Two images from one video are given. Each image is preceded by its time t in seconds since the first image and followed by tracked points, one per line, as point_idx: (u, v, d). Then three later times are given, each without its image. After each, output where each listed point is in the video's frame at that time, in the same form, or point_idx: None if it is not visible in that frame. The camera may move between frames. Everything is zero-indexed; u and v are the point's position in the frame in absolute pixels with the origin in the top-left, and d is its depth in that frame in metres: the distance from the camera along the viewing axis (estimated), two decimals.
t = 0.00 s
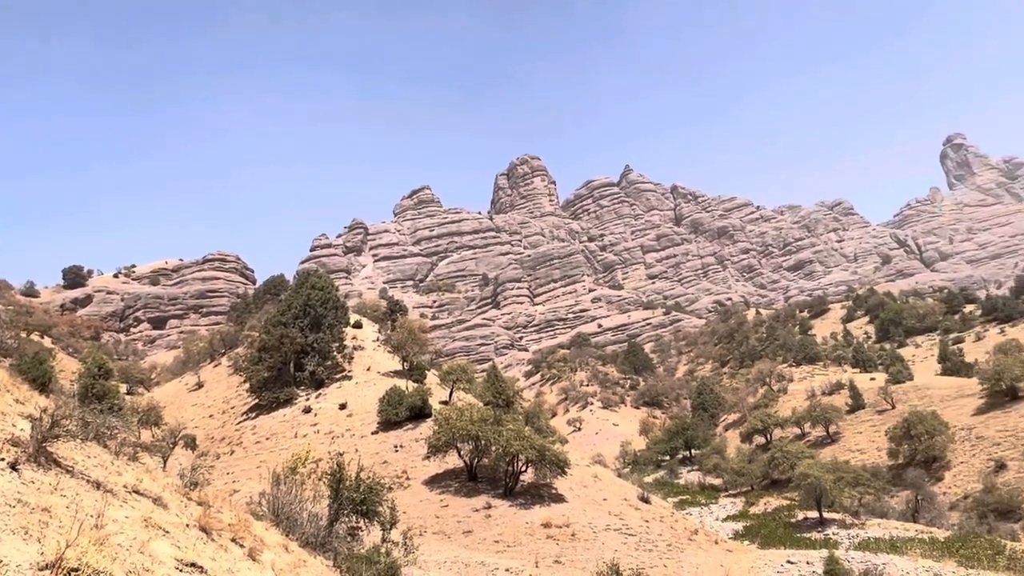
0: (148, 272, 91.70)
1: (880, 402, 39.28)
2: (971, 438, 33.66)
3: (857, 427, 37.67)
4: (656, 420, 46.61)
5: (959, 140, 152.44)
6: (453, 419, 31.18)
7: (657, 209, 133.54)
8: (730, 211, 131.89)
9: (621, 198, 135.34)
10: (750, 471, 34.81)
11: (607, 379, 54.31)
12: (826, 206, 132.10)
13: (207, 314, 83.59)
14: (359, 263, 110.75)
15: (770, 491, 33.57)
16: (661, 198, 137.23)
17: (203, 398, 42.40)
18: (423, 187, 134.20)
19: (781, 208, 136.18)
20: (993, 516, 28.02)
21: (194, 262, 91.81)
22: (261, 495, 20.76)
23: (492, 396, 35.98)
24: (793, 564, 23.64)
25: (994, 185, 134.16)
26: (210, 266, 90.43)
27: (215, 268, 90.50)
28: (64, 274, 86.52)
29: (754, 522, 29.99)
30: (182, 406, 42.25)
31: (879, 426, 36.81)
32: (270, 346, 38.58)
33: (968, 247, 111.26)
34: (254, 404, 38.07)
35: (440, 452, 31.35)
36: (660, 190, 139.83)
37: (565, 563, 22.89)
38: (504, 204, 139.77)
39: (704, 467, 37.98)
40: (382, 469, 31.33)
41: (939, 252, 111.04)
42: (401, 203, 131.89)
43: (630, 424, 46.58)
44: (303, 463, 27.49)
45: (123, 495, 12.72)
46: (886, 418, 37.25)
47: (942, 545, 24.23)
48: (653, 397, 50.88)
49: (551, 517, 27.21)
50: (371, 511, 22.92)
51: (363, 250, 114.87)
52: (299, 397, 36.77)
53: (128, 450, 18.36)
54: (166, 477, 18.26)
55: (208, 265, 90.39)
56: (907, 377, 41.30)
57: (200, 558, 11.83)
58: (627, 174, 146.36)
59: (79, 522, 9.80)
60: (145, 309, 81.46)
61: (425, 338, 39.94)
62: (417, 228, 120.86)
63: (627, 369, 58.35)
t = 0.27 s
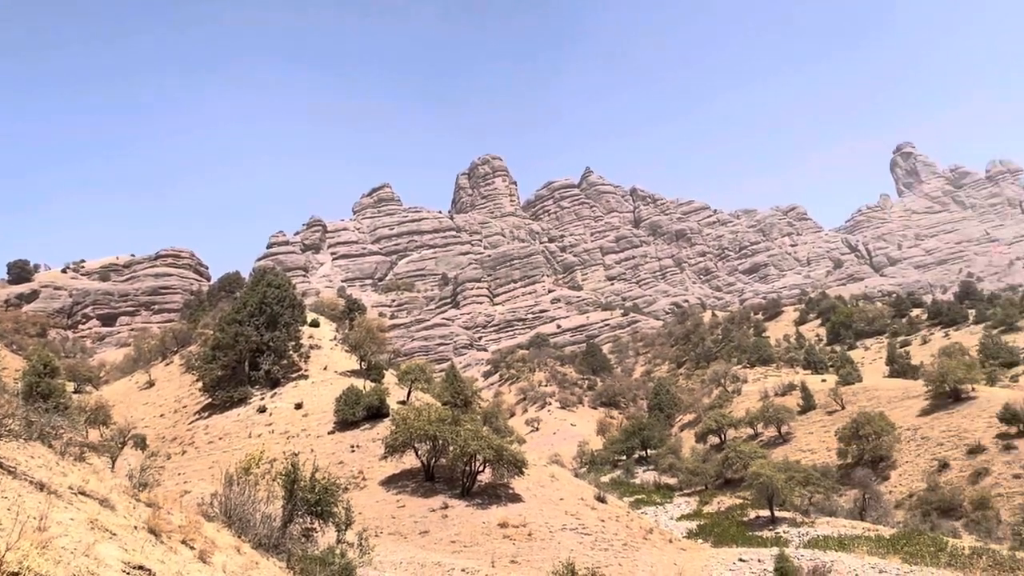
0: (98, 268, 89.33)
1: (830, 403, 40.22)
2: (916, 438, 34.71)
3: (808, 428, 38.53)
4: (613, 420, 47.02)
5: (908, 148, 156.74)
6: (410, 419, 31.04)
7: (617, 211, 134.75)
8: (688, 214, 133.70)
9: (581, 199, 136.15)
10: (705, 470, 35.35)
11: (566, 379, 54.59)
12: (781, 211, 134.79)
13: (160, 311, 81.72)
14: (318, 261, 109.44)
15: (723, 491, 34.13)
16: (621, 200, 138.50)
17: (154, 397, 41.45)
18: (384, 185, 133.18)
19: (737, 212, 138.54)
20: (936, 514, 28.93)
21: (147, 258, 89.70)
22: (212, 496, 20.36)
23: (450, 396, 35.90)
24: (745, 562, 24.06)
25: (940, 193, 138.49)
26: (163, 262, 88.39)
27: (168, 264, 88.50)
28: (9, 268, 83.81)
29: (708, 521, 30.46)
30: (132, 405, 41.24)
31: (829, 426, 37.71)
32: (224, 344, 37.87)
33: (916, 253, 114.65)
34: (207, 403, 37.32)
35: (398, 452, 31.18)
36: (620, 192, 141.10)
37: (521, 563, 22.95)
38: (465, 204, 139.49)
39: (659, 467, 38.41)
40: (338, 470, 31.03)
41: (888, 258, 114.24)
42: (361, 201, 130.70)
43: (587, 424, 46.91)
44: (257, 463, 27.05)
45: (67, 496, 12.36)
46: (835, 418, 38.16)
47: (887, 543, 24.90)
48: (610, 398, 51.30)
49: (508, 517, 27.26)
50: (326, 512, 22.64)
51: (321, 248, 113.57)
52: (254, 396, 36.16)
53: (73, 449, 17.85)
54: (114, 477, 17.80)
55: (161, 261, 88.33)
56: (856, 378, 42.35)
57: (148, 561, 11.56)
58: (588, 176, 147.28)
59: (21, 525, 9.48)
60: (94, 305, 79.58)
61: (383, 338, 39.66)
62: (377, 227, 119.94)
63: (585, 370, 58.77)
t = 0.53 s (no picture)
0: (46, 264, 86.76)
1: (784, 404, 41.02)
2: (865, 439, 35.62)
3: (763, 428, 39.24)
4: (572, 421, 47.27)
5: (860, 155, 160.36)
6: (369, 419, 30.80)
7: (578, 213, 135.53)
8: (648, 217, 135.08)
9: (543, 201, 136.58)
10: (662, 470, 35.76)
11: (525, 380, 54.69)
12: (738, 215, 137.03)
13: (111, 309, 79.62)
14: (276, 259, 107.84)
15: (679, 490, 34.58)
16: (582, 202, 139.32)
17: (104, 397, 40.40)
18: (344, 183, 131.85)
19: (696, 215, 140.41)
20: (884, 512, 29.70)
21: (98, 255, 87.36)
22: (164, 498, 19.91)
23: (409, 396, 35.71)
24: (699, 561, 24.41)
25: (891, 200, 142.18)
26: (115, 259, 86.08)
27: (120, 261, 86.21)
28: None
29: (664, 520, 30.83)
30: (81, 405, 40.12)
31: (783, 426, 38.46)
32: (178, 343, 37.07)
33: (867, 258, 117.65)
34: (159, 403, 36.49)
35: (356, 453, 30.91)
36: (581, 194, 141.91)
37: (478, 563, 22.96)
38: (427, 203, 138.84)
39: (617, 467, 38.72)
40: (294, 471, 30.64)
41: (841, 262, 117.02)
42: (320, 199, 129.18)
43: (547, 425, 47.11)
44: (211, 465, 26.55)
45: (11, 500, 11.97)
46: (789, 419, 38.93)
47: (838, 541, 25.46)
48: (570, 398, 51.54)
49: (466, 518, 27.22)
50: (282, 514, 22.25)
51: (280, 246, 111.58)
52: (209, 396, 35.47)
53: (18, 451, 17.30)
54: (60, 479, 17.30)
55: (113, 258, 86.02)
56: (809, 380, 43.25)
57: (95, 565, 11.27)
58: (549, 177, 147.79)
59: None
60: (42, 303, 77.77)
61: (342, 337, 39.27)
62: (336, 224, 118.60)
63: (545, 370, 59.01)
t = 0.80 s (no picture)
0: None
1: (744, 404, 41.65)
2: (822, 438, 36.34)
3: (723, 428, 39.79)
4: (536, 421, 47.40)
5: (819, 160, 163.31)
6: (330, 420, 30.52)
7: (543, 214, 135.97)
8: (613, 219, 136.04)
9: (508, 201, 136.66)
10: (624, 470, 36.06)
11: (490, 381, 54.66)
12: (701, 218, 138.78)
13: (64, 307, 77.69)
14: (237, 258, 106.16)
15: (641, 490, 34.89)
16: (547, 203, 139.77)
17: (57, 398, 39.36)
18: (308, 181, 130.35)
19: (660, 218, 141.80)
20: (840, 510, 30.33)
21: (52, 252, 85.23)
22: (118, 502, 19.43)
23: (372, 397, 35.45)
24: (660, 560, 24.67)
25: (849, 205, 145.18)
26: (70, 256, 84.00)
27: (75, 258, 84.13)
28: None
29: (626, 520, 31.07)
30: (32, 406, 39.03)
31: (743, 427, 39.04)
32: (134, 343, 36.27)
33: (826, 261, 120.10)
34: (114, 404, 35.65)
35: (317, 455, 30.60)
36: (546, 195, 142.35)
37: (441, 565, 22.90)
38: (391, 203, 137.96)
39: (580, 467, 38.91)
40: (254, 473, 30.20)
41: (800, 265, 119.25)
42: (283, 197, 127.53)
43: (510, 425, 47.17)
44: (168, 467, 26.04)
45: None
46: (749, 419, 39.53)
47: (794, 539, 25.93)
48: (534, 399, 51.65)
49: (429, 519, 27.13)
50: (240, 517, 21.83)
51: (240, 244, 109.71)
52: (166, 397, 34.76)
53: None
54: (9, 483, 16.79)
55: (67, 255, 83.94)
56: (769, 381, 43.96)
57: (44, 570, 10.99)
58: (515, 178, 147.92)
59: None
60: None
61: (304, 337, 38.82)
62: (299, 223, 117.17)
63: (509, 371, 59.08)
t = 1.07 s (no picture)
0: None
1: (711, 405, 42.10)
2: (787, 438, 36.88)
3: (691, 428, 40.19)
4: (505, 422, 47.41)
5: (787, 164, 165.59)
6: (298, 422, 30.22)
7: (513, 216, 136.17)
8: (583, 220, 136.68)
9: (479, 202, 136.57)
10: (593, 471, 36.25)
11: (459, 381, 54.57)
12: (670, 221, 140.06)
13: (24, 306, 76.00)
14: (203, 258, 104.64)
15: (610, 490, 35.10)
16: (517, 204, 139.99)
17: (15, 400, 38.41)
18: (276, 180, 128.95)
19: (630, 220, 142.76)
20: (804, 509, 30.79)
21: (11, 250, 83.34)
22: (78, 505, 19.00)
23: (341, 399, 35.20)
24: (628, 560, 24.82)
25: (815, 209, 147.49)
26: (30, 254, 82.21)
27: (35, 257, 82.37)
28: None
29: (594, 520, 31.22)
30: None
31: (710, 427, 39.48)
32: (96, 343, 35.54)
33: (792, 264, 121.97)
34: (75, 406, 34.88)
35: (284, 456, 30.29)
36: (517, 196, 142.55)
37: (409, 567, 22.78)
38: (361, 203, 137.10)
39: (549, 468, 38.99)
40: (220, 475, 29.79)
41: (767, 267, 120.91)
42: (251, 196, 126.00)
43: (480, 426, 47.12)
44: (130, 469, 25.56)
45: None
46: (716, 420, 40.00)
47: (760, 538, 26.27)
48: (503, 400, 51.66)
49: (397, 521, 27.00)
50: (205, 520, 21.46)
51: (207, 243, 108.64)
52: (129, 399, 34.11)
53: None
54: None
55: (27, 253, 82.14)
56: (736, 382, 44.47)
57: None
58: (486, 179, 147.83)
59: None
60: None
61: (272, 338, 38.35)
62: (267, 222, 115.80)
63: (479, 372, 59.05)
